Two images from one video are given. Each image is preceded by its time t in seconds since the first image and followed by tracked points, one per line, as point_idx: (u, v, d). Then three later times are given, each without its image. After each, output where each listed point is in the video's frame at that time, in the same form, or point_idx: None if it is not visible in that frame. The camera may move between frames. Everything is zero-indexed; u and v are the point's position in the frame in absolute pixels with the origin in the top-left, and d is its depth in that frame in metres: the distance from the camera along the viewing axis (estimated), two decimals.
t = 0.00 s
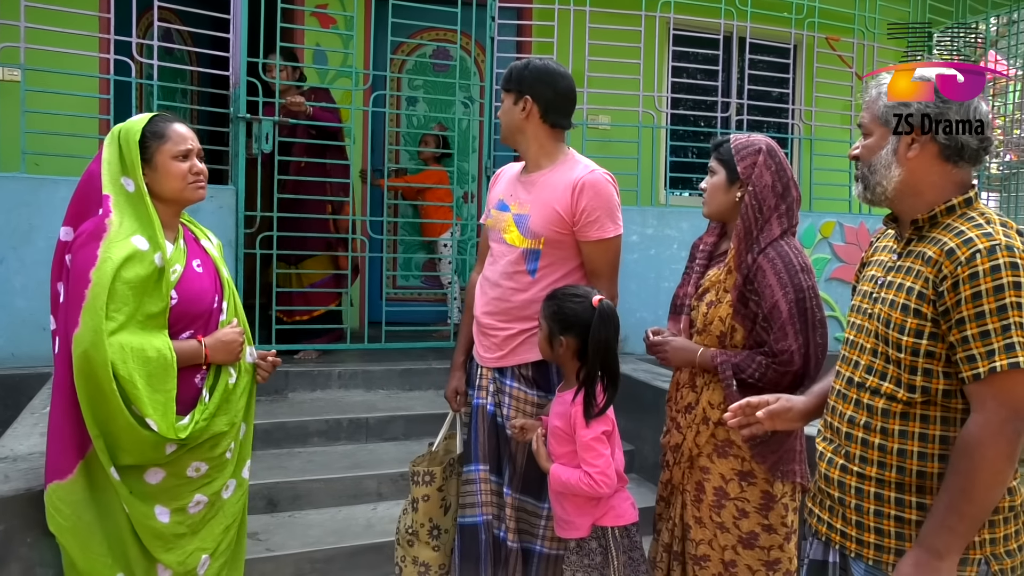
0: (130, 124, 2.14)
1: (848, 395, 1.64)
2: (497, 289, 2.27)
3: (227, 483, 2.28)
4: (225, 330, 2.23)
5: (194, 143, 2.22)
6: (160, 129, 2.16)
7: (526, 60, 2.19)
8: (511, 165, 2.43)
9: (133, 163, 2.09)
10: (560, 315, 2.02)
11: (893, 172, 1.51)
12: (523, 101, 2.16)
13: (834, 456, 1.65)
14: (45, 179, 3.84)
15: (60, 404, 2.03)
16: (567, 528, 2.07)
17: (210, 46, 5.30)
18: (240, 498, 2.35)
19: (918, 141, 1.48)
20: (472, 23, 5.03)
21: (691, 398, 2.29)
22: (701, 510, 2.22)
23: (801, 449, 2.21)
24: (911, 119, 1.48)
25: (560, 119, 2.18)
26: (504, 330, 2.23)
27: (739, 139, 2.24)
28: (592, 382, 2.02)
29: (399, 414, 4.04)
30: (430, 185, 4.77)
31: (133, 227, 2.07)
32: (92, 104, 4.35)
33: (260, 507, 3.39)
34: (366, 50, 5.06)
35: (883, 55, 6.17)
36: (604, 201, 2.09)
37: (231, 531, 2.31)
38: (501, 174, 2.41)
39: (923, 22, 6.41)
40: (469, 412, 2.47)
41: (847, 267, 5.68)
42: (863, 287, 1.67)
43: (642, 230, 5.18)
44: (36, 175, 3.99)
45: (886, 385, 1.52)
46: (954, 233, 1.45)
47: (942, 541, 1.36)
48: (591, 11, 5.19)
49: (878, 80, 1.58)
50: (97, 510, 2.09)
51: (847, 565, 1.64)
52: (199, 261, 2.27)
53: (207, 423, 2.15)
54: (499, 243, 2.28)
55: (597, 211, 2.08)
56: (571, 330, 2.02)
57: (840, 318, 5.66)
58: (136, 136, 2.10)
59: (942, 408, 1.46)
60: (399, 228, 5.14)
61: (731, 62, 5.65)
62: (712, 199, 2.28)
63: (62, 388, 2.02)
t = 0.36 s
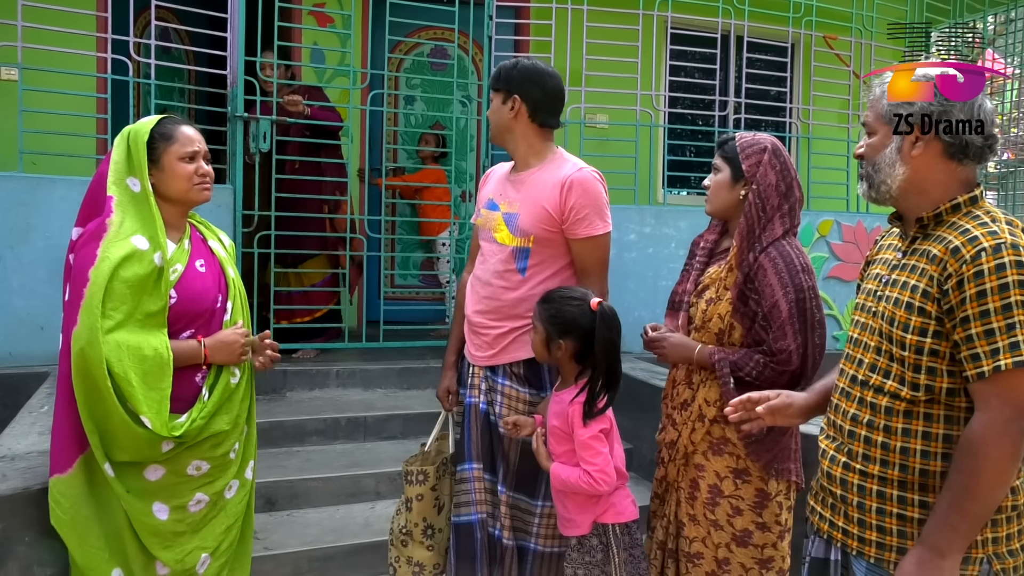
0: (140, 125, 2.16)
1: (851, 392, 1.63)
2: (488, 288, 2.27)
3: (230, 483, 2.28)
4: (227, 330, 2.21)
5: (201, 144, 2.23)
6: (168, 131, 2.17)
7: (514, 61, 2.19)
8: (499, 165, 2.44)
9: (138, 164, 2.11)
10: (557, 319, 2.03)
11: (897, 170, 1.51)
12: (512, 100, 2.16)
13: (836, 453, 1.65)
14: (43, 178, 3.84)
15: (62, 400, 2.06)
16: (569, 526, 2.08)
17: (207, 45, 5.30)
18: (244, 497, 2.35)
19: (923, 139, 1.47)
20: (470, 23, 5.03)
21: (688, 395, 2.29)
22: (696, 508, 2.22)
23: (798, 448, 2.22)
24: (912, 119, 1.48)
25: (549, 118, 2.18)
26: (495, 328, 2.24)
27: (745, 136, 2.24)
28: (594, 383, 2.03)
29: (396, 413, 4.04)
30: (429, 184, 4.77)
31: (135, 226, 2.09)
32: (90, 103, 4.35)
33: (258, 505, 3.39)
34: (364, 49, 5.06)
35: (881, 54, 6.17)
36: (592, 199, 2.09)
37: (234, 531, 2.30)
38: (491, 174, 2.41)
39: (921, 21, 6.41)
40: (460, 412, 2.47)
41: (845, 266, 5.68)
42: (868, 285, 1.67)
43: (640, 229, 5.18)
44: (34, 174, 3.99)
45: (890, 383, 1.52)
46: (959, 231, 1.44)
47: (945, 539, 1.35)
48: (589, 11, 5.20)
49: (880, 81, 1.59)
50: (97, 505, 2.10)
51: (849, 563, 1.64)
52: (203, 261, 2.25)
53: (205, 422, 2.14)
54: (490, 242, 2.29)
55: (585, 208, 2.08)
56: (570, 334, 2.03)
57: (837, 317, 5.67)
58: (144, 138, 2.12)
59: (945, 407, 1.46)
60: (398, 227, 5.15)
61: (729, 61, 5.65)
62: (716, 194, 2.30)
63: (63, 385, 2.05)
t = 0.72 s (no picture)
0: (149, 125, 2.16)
1: (856, 394, 1.63)
2: (481, 287, 2.26)
3: (231, 482, 2.27)
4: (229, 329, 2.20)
5: (208, 147, 2.22)
6: (175, 133, 2.17)
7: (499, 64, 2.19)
8: (486, 167, 2.44)
9: (144, 163, 2.11)
10: (546, 321, 2.02)
11: (905, 172, 1.49)
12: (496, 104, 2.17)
13: (841, 454, 1.65)
14: (42, 177, 3.84)
15: (64, 396, 2.09)
16: (563, 526, 2.08)
17: (206, 45, 5.30)
18: (246, 497, 2.34)
19: (930, 139, 1.46)
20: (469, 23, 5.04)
21: (689, 396, 2.30)
22: (697, 508, 2.22)
23: (798, 448, 2.22)
24: (917, 119, 1.47)
25: (535, 120, 2.18)
26: (491, 328, 2.23)
27: (740, 138, 2.24)
28: (583, 387, 2.02)
29: (395, 412, 4.04)
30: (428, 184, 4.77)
31: (137, 226, 2.09)
32: (89, 103, 4.34)
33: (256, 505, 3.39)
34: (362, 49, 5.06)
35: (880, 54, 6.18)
36: (581, 198, 2.10)
37: (235, 530, 2.29)
38: (478, 176, 2.42)
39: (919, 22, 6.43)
40: (453, 413, 2.47)
41: (844, 267, 5.69)
42: (874, 287, 1.66)
43: (639, 229, 5.19)
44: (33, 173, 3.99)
45: (896, 384, 1.51)
46: (967, 232, 1.43)
47: (950, 541, 1.34)
48: (588, 11, 5.20)
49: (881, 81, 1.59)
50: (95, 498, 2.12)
51: (852, 564, 1.64)
52: (205, 260, 2.23)
53: (203, 420, 2.13)
54: (479, 243, 2.29)
55: (575, 207, 2.10)
56: (559, 336, 2.03)
57: (836, 317, 5.67)
58: (150, 139, 2.12)
59: (952, 409, 1.45)
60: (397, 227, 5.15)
61: (728, 62, 5.66)
62: (713, 198, 2.29)
63: (65, 381, 2.08)
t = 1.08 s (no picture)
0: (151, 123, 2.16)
1: (861, 396, 1.63)
2: (487, 287, 2.27)
3: (227, 480, 2.26)
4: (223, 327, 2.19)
5: (212, 150, 2.22)
6: (179, 133, 2.17)
7: (507, 66, 2.19)
8: (496, 166, 2.44)
9: (143, 161, 2.11)
10: (534, 322, 2.03)
11: (912, 174, 1.49)
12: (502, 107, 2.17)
13: (846, 456, 1.65)
14: (41, 175, 3.84)
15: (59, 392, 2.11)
16: (556, 528, 2.08)
17: (207, 44, 5.30)
18: (243, 496, 2.33)
19: (937, 140, 1.46)
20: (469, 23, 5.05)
21: (687, 396, 2.30)
22: (694, 509, 2.23)
23: (796, 449, 2.22)
24: (923, 119, 1.47)
25: (545, 120, 2.18)
26: (497, 327, 2.24)
27: (739, 139, 2.24)
28: (568, 388, 2.02)
29: (394, 412, 4.04)
30: (427, 183, 4.77)
31: (132, 224, 2.10)
32: (89, 101, 4.34)
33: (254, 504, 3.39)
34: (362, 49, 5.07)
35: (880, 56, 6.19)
36: (590, 199, 2.10)
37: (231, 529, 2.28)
38: (486, 176, 2.42)
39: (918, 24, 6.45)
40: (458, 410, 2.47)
41: (843, 268, 5.69)
42: (882, 289, 1.66)
43: (638, 230, 5.19)
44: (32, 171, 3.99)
45: (902, 387, 1.51)
46: (975, 234, 1.43)
47: (954, 544, 1.34)
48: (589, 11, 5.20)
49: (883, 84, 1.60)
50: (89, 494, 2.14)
51: (854, 567, 1.64)
52: (201, 258, 2.22)
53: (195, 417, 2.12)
54: (487, 242, 2.29)
55: (584, 208, 2.10)
56: (545, 337, 2.03)
57: (834, 319, 5.68)
58: (153, 139, 2.11)
59: (958, 412, 1.45)
60: (396, 226, 5.15)
61: (728, 63, 5.66)
62: (713, 198, 2.29)
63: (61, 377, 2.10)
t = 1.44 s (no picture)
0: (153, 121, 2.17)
1: (868, 398, 1.63)
2: (500, 287, 2.28)
3: (222, 481, 2.25)
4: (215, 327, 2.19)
5: (215, 155, 2.21)
6: (184, 136, 2.16)
7: (525, 66, 2.19)
8: (511, 165, 2.44)
9: (143, 158, 2.12)
10: (523, 321, 2.05)
11: (921, 176, 1.49)
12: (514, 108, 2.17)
13: (851, 458, 1.65)
14: (38, 175, 3.83)
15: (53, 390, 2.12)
16: (549, 530, 2.08)
17: (205, 44, 5.30)
18: (238, 497, 2.32)
19: (946, 142, 1.45)
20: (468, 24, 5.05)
21: (684, 396, 2.30)
22: (690, 509, 2.23)
23: (792, 450, 2.22)
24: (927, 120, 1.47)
25: (560, 120, 2.18)
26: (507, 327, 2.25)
27: (734, 141, 2.24)
28: (553, 389, 2.01)
29: (391, 412, 4.04)
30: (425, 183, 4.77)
31: (128, 222, 2.11)
32: (86, 100, 4.34)
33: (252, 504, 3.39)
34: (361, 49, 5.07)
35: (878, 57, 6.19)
36: (605, 202, 2.11)
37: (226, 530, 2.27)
38: (500, 176, 2.42)
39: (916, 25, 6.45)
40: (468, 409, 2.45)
41: (841, 269, 5.70)
42: (890, 291, 1.66)
43: (636, 230, 5.19)
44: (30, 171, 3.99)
45: (908, 390, 1.51)
46: (984, 236, 1.42)
47: (955, 547, 1.34)
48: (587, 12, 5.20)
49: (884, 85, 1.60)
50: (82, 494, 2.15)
51: (858, 569, 1.64)
52: (196, 258, 2.21)
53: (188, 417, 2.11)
54: (500, 242, 2.29)
55: (598, 211, 2.10)
56: (533, 336, 2.04)
57: (832, 319, 5.68)
58: (159, 138, 2.11)
59: (965, 415, 1.44)
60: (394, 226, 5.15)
61: (726, 64, 5.67)
62: (710, 200, 2.30)
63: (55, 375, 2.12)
